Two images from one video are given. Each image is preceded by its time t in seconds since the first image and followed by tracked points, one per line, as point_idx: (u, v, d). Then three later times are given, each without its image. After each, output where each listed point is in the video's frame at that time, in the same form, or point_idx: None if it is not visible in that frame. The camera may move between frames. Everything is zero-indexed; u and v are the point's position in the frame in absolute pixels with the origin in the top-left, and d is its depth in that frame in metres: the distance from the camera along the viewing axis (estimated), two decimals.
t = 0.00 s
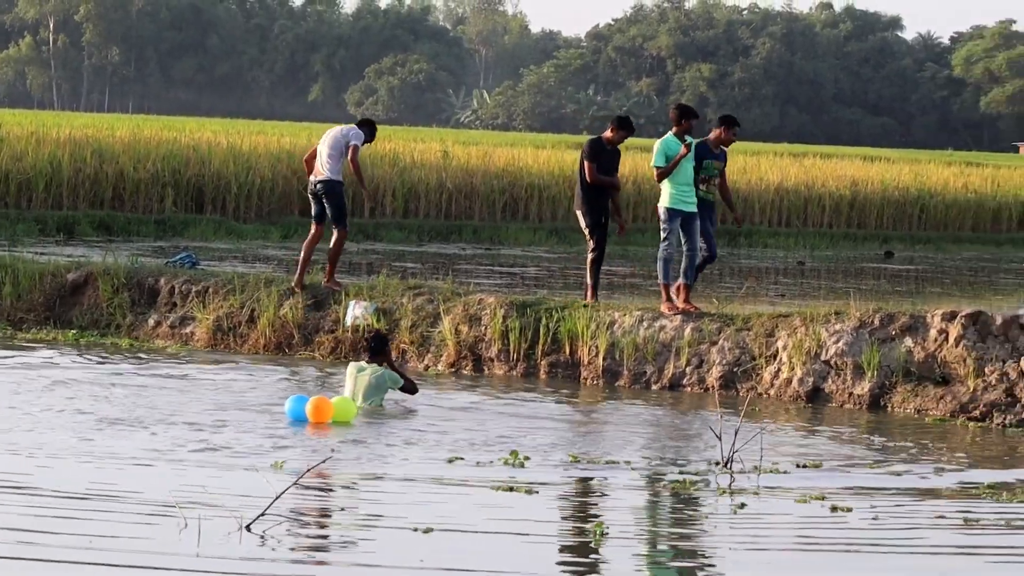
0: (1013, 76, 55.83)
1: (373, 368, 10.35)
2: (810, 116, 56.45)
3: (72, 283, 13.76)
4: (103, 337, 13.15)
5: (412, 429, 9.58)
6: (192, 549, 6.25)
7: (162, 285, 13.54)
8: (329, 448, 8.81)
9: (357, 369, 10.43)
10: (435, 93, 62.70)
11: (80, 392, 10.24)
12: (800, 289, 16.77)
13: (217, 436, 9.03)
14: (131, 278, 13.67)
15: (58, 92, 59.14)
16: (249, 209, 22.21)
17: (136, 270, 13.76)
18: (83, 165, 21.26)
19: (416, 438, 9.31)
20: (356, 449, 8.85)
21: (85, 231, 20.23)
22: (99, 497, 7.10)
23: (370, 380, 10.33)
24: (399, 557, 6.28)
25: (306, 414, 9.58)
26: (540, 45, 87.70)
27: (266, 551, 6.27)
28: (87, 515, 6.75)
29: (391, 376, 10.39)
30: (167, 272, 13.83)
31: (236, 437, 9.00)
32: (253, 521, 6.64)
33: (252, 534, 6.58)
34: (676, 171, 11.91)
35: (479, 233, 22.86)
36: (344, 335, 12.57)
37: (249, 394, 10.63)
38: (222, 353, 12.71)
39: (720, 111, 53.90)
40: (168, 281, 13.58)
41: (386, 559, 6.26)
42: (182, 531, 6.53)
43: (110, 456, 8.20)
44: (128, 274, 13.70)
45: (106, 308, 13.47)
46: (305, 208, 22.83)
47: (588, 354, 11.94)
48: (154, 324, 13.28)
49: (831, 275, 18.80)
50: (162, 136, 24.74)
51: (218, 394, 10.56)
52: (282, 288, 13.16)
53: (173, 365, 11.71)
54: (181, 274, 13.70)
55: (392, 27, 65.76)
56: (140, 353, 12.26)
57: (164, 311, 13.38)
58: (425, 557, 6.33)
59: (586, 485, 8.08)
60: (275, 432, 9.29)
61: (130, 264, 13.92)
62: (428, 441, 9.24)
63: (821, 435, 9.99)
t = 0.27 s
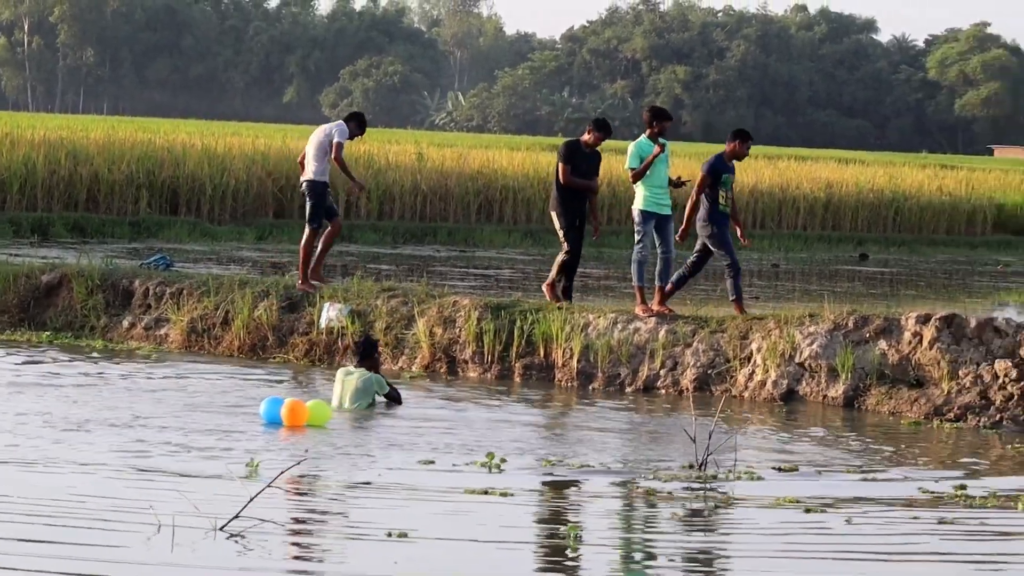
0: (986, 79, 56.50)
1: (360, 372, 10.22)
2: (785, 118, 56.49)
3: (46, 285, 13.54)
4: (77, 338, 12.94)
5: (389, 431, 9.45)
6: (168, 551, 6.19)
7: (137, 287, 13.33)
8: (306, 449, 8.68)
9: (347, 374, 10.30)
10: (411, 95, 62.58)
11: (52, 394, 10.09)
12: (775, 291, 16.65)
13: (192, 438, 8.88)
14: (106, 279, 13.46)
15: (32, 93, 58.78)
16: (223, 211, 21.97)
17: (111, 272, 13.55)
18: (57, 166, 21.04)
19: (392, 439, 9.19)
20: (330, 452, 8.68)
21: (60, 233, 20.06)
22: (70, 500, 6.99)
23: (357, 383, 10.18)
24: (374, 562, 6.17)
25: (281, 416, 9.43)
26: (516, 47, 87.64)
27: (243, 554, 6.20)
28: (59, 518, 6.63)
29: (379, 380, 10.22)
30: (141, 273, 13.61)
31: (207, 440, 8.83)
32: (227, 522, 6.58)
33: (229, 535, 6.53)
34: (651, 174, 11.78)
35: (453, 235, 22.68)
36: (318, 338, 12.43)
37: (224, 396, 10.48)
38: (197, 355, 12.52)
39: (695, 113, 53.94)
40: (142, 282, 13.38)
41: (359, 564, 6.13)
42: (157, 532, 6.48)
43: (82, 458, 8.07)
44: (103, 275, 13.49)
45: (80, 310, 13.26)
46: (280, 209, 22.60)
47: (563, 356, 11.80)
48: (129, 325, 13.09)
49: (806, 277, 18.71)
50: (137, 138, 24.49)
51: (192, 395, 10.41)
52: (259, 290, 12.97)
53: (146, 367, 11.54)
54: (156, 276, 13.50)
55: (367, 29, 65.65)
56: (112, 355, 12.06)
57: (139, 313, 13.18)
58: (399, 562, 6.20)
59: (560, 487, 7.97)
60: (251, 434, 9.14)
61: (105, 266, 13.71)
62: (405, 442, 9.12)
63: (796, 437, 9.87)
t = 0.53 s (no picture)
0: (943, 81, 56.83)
1: (329, 372, 10.04)
2: (742, 120, 56.55)
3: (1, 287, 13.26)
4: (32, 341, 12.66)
5: (346, 432, 9.25)
6: (122, 554, 6.03)
7: (93, 288, 13.04)
8: (262, 451, 8.47)
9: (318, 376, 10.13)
10: (368, 98, 62.23)
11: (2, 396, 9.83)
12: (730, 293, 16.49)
13: (145, 440, 8.65)
14: (62, 280, 13.15)
15: None
16: (180, 214, 21.73)
17: (67, 273, 13.25)
18: (11, 168, 20.69)
19: (349, 440, 8.98)
20: (286, 454, 8.46)
21: (16, 234, 19.67)
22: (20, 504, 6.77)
23: (325, 384, 10.00)
24: (329, 566, 5.99)
25: (238, 418, 9.21)
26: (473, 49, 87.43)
27: (198, 558, 6.03)
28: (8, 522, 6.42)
29: (347, 382, 10.01)
30: (97, 274, 13.32)
31: (159, 442, 8.60)
32: (182, 525, 6.41)
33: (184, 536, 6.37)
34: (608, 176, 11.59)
35: (410, 237, 22.45)
36: (274, 339, 12.22)
37: (177, 397, 10.24)
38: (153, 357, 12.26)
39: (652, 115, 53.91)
40: (98, 284, 13.08)
41: (312, 568, 5.94)
42: (112, 535, 6.33)
43: (32, 461, 7.83)
44: (59, 277, 13.18)
45: (36, 311, 12.97)
46: (236, 210, 22.41)
47: (519, 358, 11.60)
48: (85, 327, 12.81)
49: (765, 280, 18.56)
50: (92, 139, 24.12)
51: (145, 397, 10.17)
52: (215, 292, 12.71)
53: (98, 368, 11.29)
54: (112, 277, 13.21)
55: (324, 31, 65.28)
56: (66, 357, 11.81)
57: (95, 315, 12.91)
58: (354, 566, 6.02)
59: (518, 489, 7.78)
60: (205, 436, 8.92)
61: (61, 267, 13.40)
62: (362, 444, 8.91)
63: (754, 438, 9.68)
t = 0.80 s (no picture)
0: (884, 82, 57.06)
1: (277, 373, 9.79)
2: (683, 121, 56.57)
3: None
4: None
5: (289, 434, 9.01)
6: (59, 558, 5.83)
7: (33, 292, 12.69)
8: (203, 454, 8.22)
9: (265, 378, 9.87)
10: (309, 100, 61.73)
11: None
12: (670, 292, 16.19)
13: (82, 443, 8.39)
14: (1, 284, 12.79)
15: None
16: (121, 217, 21.30)
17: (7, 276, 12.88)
18: None
19: (292, 442, 8.75)
20: (222, 455, 8.19)
21: None
22: None
23: (272, 385, 9.75)
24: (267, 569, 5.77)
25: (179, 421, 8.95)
26: (415, 51, 87.06)
27: (138, 562, 5.83)
28: None
29: (295, 382, 9.75)
30: (37, 278, 12.95)
31: (92, 446, 8.31)
32: (122, 528, 6.21)
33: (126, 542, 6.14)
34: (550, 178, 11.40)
35: (351, 240, 22.18)
36: (215, 343, 11.95)
37: (114, 400, 9.97)
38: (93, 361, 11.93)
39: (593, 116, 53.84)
40: (39, 288, 12.74)
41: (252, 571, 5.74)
42: (50, 543, 6.05)
43: None
44: None
45: None
46: (177, 213, 22.04)
47: (459, 360, 11.37)
48: (25, 331, 12.47)
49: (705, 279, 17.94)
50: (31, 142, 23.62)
51: (82, 399, 9.88)
52: (157, 295, 12.39)
53: (34, 371, 10.97)
54: (53, 280, 12.85)
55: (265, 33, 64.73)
56: (0, 359, 11.46)
57: (35, 318, 12.56)
58: (293, 571, 5.78)
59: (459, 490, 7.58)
60: (144, 439, 8.66)
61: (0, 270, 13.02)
62: (305, 445, 8.68)
63: (697, 438, 9.44)
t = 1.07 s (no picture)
0: (816, 83, 57.43)
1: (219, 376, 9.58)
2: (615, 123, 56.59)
3: None
4: None
5: (223, 435, 8.78)
6: None
7: None
8: (134, 455, 7.98)
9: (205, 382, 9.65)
10: (241, 102, 61.07)
11: None
12: (604, 294, 15.85)
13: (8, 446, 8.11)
14: None
15: None
16: (52, 219, 20.78)
17: None
18: None
19: (227, 443, 8.52)
20: (149, 459, 7.91)
21: None
22: None
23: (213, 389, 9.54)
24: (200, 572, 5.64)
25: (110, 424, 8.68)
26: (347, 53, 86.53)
27: (68, 566, 5.68)
28: None
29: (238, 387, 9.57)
30: None
31: (19, 450, 8.05)
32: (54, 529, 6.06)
33: (57, 546, 5.96)
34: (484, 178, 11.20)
35: (284, 241, 21.83)
36: (147, 345, 11.66)
37: (42, 401, 9.68)
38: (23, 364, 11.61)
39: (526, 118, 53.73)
40: None
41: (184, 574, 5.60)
42: None
43: None
44: None
45: None
46: (110, 216, 21.45)
47: (391, 361, 11.12)
48: None
49: (636, 281, 17.47)
50: None
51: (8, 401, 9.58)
52: (88, 296, 12.08)
53: None
54: None
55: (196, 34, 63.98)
56: None
57: None
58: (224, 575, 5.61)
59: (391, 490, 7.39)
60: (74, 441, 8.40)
61: None
62: (239, 447, 8.45)
63: (630, 438, 9.16)
